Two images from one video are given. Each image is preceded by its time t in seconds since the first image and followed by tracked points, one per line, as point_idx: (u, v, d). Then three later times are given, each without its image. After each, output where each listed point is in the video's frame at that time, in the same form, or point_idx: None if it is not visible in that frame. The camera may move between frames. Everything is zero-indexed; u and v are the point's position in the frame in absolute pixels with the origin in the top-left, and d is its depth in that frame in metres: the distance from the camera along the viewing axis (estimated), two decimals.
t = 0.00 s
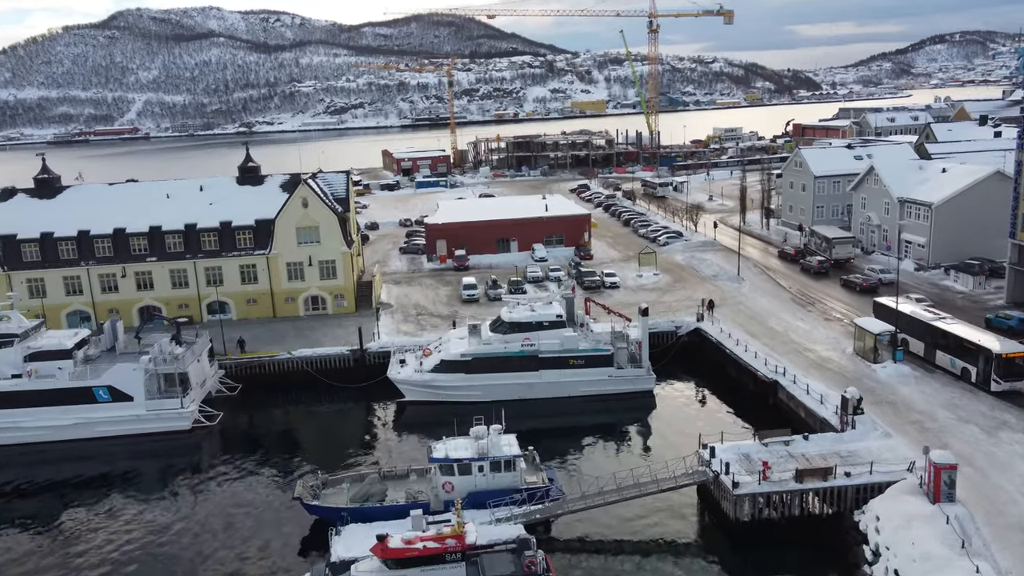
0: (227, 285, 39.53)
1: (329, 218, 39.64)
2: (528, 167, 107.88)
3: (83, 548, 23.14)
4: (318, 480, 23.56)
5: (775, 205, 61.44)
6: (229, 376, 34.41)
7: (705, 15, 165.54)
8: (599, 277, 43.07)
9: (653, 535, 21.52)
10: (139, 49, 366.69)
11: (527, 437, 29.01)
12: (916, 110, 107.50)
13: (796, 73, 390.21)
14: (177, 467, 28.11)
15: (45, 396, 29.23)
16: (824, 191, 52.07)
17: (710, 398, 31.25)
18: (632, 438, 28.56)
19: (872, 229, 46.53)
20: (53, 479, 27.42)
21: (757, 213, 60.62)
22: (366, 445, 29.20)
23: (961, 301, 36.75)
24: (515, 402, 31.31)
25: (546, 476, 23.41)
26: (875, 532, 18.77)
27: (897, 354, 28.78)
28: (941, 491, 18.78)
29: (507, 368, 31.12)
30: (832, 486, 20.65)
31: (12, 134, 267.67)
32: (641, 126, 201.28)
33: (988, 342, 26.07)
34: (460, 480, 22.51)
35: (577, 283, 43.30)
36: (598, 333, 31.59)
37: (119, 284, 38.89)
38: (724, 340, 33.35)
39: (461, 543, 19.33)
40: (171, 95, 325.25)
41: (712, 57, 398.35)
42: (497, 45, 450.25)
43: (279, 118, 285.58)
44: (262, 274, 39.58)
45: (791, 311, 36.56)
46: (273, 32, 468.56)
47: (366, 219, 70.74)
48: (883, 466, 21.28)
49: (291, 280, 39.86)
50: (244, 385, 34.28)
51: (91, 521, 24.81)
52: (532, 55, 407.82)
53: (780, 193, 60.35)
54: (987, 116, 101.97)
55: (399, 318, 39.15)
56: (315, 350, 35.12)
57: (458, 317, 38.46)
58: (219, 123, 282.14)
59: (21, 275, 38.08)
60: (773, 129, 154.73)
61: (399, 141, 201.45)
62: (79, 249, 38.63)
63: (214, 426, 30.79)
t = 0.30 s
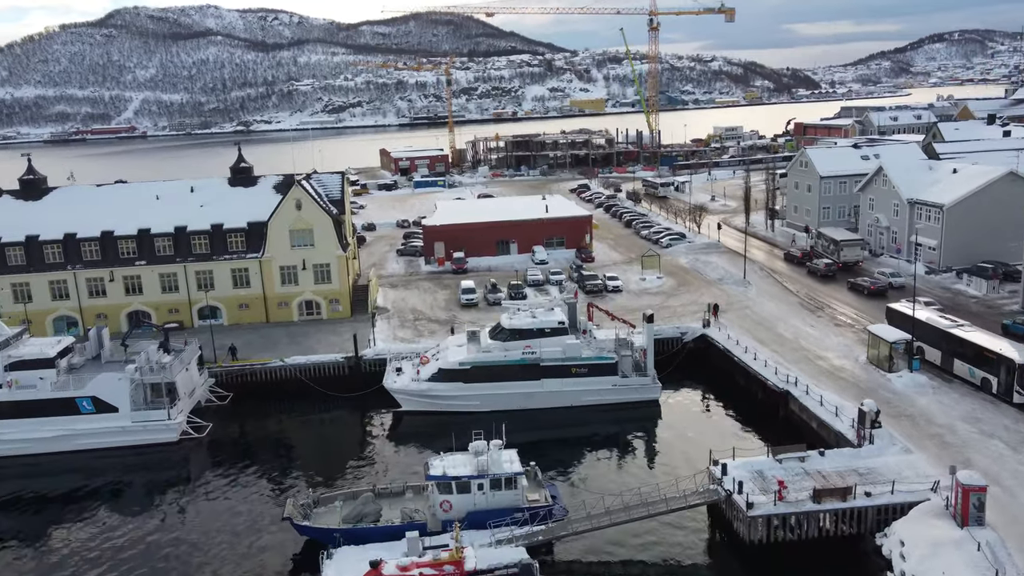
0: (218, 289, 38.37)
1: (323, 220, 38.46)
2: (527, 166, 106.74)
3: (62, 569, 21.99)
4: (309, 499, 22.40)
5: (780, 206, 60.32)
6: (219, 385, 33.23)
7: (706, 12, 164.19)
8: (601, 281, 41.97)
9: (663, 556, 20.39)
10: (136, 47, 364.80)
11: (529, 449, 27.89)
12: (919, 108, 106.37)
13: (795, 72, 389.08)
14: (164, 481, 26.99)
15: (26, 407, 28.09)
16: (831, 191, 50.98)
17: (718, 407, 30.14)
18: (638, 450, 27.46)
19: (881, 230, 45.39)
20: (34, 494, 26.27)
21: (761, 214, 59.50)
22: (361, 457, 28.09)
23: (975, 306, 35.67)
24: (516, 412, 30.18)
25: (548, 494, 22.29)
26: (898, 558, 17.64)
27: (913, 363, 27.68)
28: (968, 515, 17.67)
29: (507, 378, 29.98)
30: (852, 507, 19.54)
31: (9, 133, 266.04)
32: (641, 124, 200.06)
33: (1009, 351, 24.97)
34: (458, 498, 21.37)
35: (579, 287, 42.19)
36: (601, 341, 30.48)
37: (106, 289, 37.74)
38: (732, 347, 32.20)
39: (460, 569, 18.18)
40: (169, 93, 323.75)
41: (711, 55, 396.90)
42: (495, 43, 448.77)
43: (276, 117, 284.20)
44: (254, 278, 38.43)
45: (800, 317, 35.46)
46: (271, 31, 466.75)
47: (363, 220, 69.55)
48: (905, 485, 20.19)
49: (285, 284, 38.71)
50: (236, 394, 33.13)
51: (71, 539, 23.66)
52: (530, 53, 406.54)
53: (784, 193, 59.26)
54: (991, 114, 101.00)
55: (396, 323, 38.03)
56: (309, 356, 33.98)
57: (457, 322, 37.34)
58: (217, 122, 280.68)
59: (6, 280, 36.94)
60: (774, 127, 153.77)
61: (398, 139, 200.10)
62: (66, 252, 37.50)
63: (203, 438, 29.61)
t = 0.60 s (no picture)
0: (209, 293, 37.21)
1: (317, 222, 37.33)
2: (526, 166, 105.55)
3: None
4: (300, 518, 21.26)
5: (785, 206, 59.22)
6: (209, 394, 32.05)
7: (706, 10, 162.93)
8: (603, 284, 40.87)
9: None
10: (134, 45, 363.23)
11: (531, 462, 26.77)
12: (922, 106, 105.24)
13: (794, 70, 388.21)
14: (150, 496, 25.85)
15: (6, 419, 26.98)
16: (837, 192, 49.87)
17: (727, 417, 29.01)
18: (645, 462, 26.35)
19: (889, 232, 44.28)
20: (12, 510, 25.11)
21: (765, 214, 58.45)
22: (357, 470, 26.96)
23: (990, 311, 34.57)
24: (517, 423, 29.04)
25: (552, 513, 21.14)
26: None
27: (931, 372, 26.55)
28: (1001, 540, 16.54)
29: (507, 387, 28.84)
30: (875, 530, 18.42)
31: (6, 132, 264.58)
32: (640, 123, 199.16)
33: None
34: (457, 518, 20.23)
35: (581, 290, 41.08)
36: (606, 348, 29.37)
37: (94, 293, 36.56)
38: (740, 355, 31.06)
39: None
40: (166, 92, 322.16)
41: (710, 54, 395.49)
42: (494, 41, 447.69)
43: (274, 116, 282.80)
44: (246, 282, 37.29)
45: (810, 322, 34.37)
46: (270, 29, 465.20)
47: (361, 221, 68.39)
48: (930, 505, 19.09)
49: (278, 288, 37.57)
50: (226, 403, 31.95)
51: (50, 558, 22.49)
52: (529, 52, 405.45)
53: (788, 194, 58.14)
54: (995, 112, 99.73)
55: (392, 328, 36.92)
56: (302, 364, 32.83)
57: (455, 328, 36.22)
58: (215, 121, 279.30)
59: None
60: (774, 126, 152.50)
61: (396, 138, 198.79)
62: (51, 255, 36.33)
63: (191, 450, 28.44)
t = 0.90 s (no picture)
0: (200, 298, 36.05)
1: (311, 224, 36.13)
2: (525, 165, 104.39)
3: None
4: (290, 539, 20.08)
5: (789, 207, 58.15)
6: (197, 403, 30.85)
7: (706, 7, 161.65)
8: (606, 288, 39.76)
9: None
10: (131, 44, 361.59)
11: (534, 476, 25.63)
12: (925, 105, 104.12)
13: (793, 69, 387.33)
14: (135, 511, 24.69)
15: None
16: (845, 192, 48.76)
17: (737, 428, 27.84)
18: (653, 476, 25.22)
19: (899, 234, 43.12)
20: None
21: (769, 215, 57.38)
22: (352, 484, 25.81)
23: (1006, 316, 33.45)
24: (519, 434, 27.88)
25: (555, 534, 19.99)
26: None
27: (951, 383, 25.41)
28: None
29: (508, 397, 27.70)
30: (901, 556, 17.25)
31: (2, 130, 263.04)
32: (640, 121, 198.18)
33: None
34: (456, 541, 19.09)
35: (583, 294, 39.98)
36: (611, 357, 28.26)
37: (80, 297, 35.40)
38: (750, 362, 29.91)
39: None
40: (163, 90, 320.57)
41: (709, 52, 394.56)
42: (493, 40, 446.47)
43: (272, 114, 281.38)
44: (238, 286, 36.13)
45: (820, 328, 33.25)
46: (267, 28, 463.50)
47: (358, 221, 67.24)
48: (959, 529, 17.93)
49: (271, 293, 36.41)
50: (216, 413, 30.79)
51: None
52: (528, 50, 404.26)
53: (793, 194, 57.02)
54: (999, 111, 98.69)
55: (389, 334, 35.79)
56: (295, 371, 31.68)
57: (454, 334, 35.09)
58: (212, 119, 277.82)
59: None
60: (775, 125, 151.44)
61: (395, 137, 197.66)
62: (36, 258, 35.16)
63: (178, 462, 27.26)
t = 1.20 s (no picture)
0: (190, 303, 34.88)
1: (305, 226, 34.96)
2: (524, 164, 103.18)
3: None
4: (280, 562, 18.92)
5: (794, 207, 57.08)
6: (185, 414, 29.69)
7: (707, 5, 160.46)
8: (609, 292, 38.63)
9: None
10: (129, 42, 359.91)
11: (536, 489, 24.55)
12: (928, 104, 103.07)
13: (791, 68, 386.54)
14: (118, 529, 23.52)
15: None
16: (852, 193, 47.66)
17: (748, 439, 26.71)
18: (662, 490, 24.09)
19: (909, 236, 42.01)
20: None
21: (774, 215, 56.29)
22: (347, 499, 24.67)
23: None
24: (520, 446, 26.74)
25: (560, 558, 18.80)
26: None
27: (972, 395, 24.30)
28: None
29: (509, 408, 26.55)
30: None
31: None
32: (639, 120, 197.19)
33: None
34: (455, 566, 17.93)
35: (585, 298, 38.86)
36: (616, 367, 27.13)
37: (66, 303, 34.22)
38: (760, 371, 28.77)
39: None
40: (160, 89, 318.74)
41: (709, 51, 393.57)
42: (491, 38, 445.35)
43: (270, 113, 280.04)
44: (229, 291, 34.97)
45: (831, 335, 32.13)
46: (265, 26, 461.81)
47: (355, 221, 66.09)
48: (992, 555, 16.79)
49: (263, 298, 35.26)
50: (205, 423, 29.60)
51: None
52: (526, 49, 403.12)
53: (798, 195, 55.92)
54: (1003, 110, 97.76)
55: (385, 340, 34.66)
56: (288, 380, 30.52)
57: (453, 340, 33.95)
58: (210, 118, 276.33)
59: None
60: (775, 124, 150.48)
61: (393, 135, 196.48)
62: (20, 262, 33.97)
63: (164, 476, 26.07)
